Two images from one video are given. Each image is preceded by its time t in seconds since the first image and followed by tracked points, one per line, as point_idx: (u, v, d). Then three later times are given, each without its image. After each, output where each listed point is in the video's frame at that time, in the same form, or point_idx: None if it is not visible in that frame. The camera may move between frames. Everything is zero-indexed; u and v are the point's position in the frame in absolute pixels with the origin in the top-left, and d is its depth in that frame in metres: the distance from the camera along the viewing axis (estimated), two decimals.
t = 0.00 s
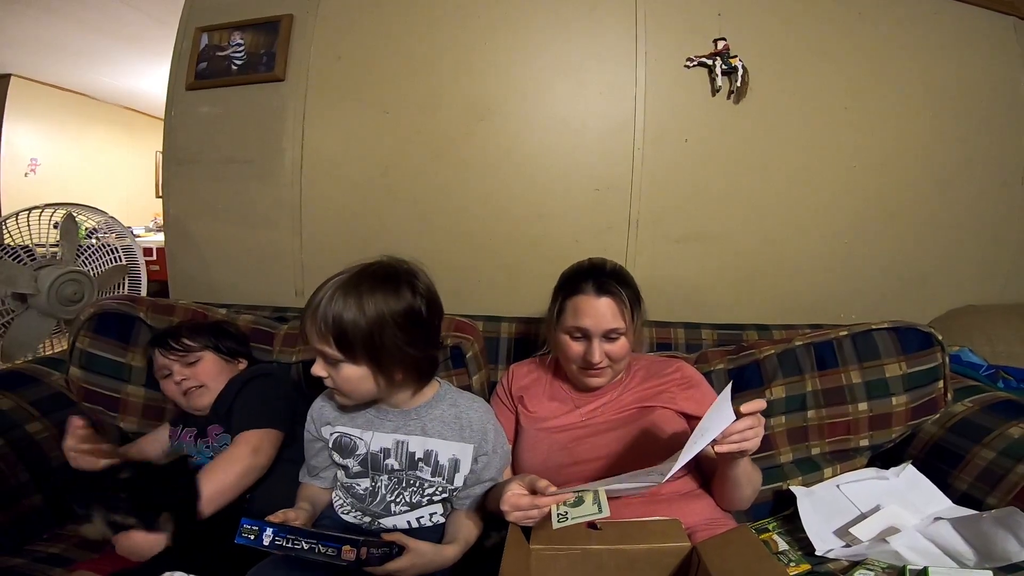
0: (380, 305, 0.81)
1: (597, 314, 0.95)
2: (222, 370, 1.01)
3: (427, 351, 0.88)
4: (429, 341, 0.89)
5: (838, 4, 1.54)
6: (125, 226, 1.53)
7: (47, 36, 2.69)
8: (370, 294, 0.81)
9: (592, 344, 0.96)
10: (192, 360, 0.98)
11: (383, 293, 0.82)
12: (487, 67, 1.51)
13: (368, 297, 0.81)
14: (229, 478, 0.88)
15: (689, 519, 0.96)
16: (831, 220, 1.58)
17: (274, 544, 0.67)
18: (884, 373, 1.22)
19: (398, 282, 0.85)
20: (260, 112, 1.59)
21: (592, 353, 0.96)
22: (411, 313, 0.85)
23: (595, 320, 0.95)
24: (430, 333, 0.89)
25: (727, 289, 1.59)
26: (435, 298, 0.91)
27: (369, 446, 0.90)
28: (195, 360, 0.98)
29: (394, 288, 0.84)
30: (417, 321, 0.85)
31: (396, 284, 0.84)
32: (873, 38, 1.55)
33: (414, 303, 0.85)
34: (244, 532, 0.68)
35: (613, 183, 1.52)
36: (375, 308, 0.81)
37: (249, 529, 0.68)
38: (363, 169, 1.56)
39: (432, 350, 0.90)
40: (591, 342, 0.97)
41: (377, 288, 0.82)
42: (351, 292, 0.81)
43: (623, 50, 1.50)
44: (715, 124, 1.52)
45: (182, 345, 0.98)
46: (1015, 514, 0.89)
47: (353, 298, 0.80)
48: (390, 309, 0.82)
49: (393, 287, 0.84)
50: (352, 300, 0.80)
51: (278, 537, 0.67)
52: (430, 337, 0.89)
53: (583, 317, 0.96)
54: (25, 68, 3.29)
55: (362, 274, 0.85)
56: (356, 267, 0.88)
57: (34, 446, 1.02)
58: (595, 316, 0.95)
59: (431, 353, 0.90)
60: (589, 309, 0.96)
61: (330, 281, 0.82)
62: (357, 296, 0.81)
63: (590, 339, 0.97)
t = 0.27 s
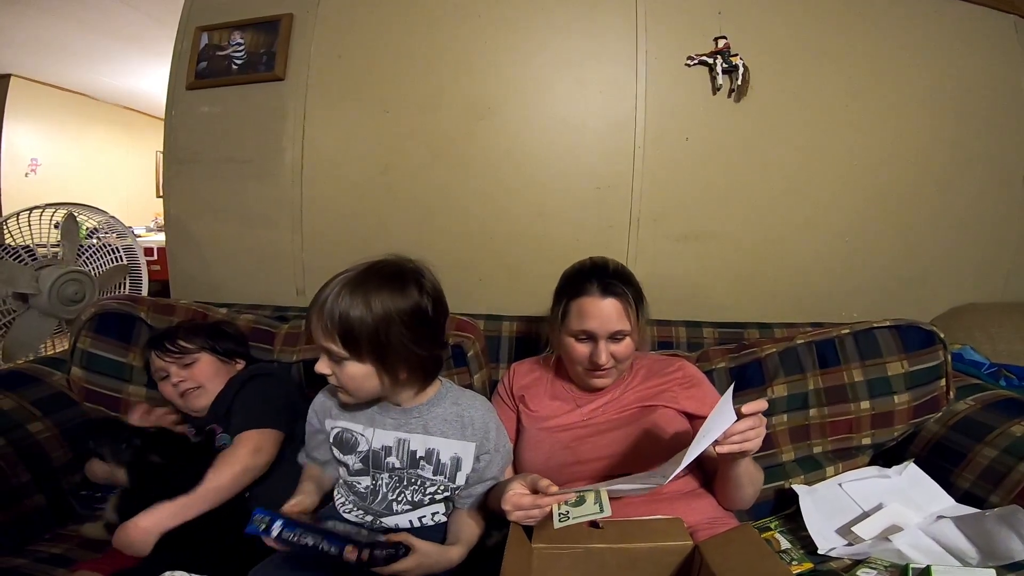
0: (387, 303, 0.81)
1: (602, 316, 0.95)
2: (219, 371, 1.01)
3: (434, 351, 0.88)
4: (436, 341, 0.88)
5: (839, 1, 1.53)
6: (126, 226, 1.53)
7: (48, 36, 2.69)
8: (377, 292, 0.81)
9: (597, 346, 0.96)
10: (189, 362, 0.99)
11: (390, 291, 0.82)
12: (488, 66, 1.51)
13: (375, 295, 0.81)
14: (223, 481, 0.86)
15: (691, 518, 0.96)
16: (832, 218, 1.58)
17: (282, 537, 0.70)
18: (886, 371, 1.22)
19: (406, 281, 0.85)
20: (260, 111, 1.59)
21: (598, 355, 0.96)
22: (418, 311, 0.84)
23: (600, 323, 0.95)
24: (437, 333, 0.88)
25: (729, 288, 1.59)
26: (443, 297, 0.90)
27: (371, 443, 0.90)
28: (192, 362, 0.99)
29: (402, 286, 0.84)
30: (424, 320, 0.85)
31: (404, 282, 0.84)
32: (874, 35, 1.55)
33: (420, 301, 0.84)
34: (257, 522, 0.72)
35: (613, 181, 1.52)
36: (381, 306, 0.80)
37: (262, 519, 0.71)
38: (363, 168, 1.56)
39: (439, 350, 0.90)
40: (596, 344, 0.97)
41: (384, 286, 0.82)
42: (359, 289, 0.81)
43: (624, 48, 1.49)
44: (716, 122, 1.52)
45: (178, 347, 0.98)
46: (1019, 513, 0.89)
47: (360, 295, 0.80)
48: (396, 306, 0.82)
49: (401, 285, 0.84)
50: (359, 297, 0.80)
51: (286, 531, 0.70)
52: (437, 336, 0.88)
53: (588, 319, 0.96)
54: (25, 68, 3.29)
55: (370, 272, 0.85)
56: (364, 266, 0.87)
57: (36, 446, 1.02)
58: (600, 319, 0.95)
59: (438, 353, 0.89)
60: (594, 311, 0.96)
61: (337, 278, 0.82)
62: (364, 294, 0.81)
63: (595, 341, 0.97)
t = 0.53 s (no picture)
0: (391, 309, 0.80)
1: (607, 311, 0.95)
2: (220, 368, 0.97)
3: (446, 353, 0.87)
4: (447, 343, 0.88)
5: None
6: (128, 225, 1.53)
7: (49, 36, 2.70)
8: (380, 299, 0.81)
9: (601, 341, 0.96)
10: (188, 361, 0.95)
11: (394, 296, 0.81)
12: (489, 63, 1.51)
13: (379, 302, 0.80)
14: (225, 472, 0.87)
15: (694, 515, 0.95)
16: (835, 215, 1.58)
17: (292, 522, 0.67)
18: (890, 367, 1.22)
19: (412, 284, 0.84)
20: (262, 110, 1.59)
21: (601, 351, 0.96)
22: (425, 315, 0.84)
23: (605, 318, 0.95)
24: (448, 335, 0.87)
25: (731, 285, 1.59)
26: (451, 298, 0.89)
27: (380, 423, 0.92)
28: (191, 361, 0.95)
29: (407, 291, 0.83)
30: (433, 324, 0.84)
31: (409, 287, 0.83)
32: (876, 32, 1.54)
33: (425, 305, 0.83)
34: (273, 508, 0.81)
35: (615, 178, 1.52)
36: (386, 313, 0.80)
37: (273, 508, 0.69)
38: (365, 167, 1.56)
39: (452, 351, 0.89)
40: (600, 339, 0.97)
41: (389, 291, 0.82)
42: (363, 297, 0.81)
43: (626, 46, 1.49)
44: (718, 119, 1.52)
45: (177, 347, 0.96)
46: None
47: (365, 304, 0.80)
48: (401, 313, 0.81)
49: (405, 289, 0.83)
50: (363, 306, 0.80)
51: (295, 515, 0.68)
52: (449, 338, 0.88)
53: (593, 314, 0.96)
54: (26, 68, 3.29)
55: (374, 276, 0.84)
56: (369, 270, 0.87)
57: (39, 444, 1.01)
58: (605, 313, 0.95)
59: (450, 356, 0.89)
60: (600, 305, 0.95)
61: (342, 286, 0.81)
62: (368, 302, 0.80)
63: (599, 337, 0.97)
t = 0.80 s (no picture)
0: (427, 304, 0.81)
1: (612, 312, 0.95)
2: (226, 367, 1.00)
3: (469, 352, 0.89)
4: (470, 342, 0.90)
5: None
6: (132, 225, 1.54)
7: (51, 36, 2.71)
8: (415, 294, 0.81)
9: (605, 341, 0.97)
10: (195, 361, 0.99)
11: (430, 292, 0.83)
12: (491, 62, 1.51)
13: (416, 296, 0.81)
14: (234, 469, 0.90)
15: (699, 513, 0.95)
16: (838, 213, 1.57)
17: (297, 525, 0.70)
18: (893, 366, 1.22)
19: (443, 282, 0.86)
20: (264, 110, 1.59)
21: (605, 350, 0.96)
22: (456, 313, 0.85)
23: (610, 318, 0.95)
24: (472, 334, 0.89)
25: (734, 282, 1.59)
26: (475, 298, 0.91)
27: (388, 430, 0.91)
28: (197, 361, 0.99)
29: (440, 288, 0.84)
30: (462, 322, 0.86)
31: (441, 284, 0.85)
32: (879, 29, 1.54)
33: (458, 302, 0.85)
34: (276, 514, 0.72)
35: (617, 177, 1.52)
36: (423, 308, 0.81)
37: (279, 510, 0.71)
38: (367, 166, 1.56)
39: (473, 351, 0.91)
40: (604, 339, 0.97)
41: (423, 287, 0.83)
42: (400, 291, 0.81)
43: (627, 44, 1.49)
44: (720, 117, 1.51)
45: (183, 348, 1.00)
46: None
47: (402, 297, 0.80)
48: (437, 308, 0.82)
49: (438, 287, 0.84)
50: (400, 300, 0.80)
51: (302, 519, 0.70)
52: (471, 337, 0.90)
53: (598, 314, 0.96)
54: (29, 68, 3.30)
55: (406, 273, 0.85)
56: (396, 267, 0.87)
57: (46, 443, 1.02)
58: (610, 314, 0.95)
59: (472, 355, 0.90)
60: (605, 306, 0.95)
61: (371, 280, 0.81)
62: (404, 296, 0.81)
63: (603, 336, 0.97)
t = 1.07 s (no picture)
0: (419, 319, 0.77)
1: (618, 309, 0.95)
2: (224, 367, 1.00)
3: (461, 369, 0.85)
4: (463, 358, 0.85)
5: None
6: (135, 224, 1.54)
7: (54, 36, 2.72)
8: (408, 306, 0.77)
9: (610, 338, 0.97)
10: (193, 361, 0.99)
11: (425, 306, 0.79)
12: (492, 60, 1.51)
13: (408, 310, 0.77)
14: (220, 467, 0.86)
15: (700, 510, 0.96)
16: (840, 209, 1.57)
17: (295, 524, 0.64)
18: (896, 363, 1.21)
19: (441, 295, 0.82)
20: (266, 109, 1.59)
21: (610, 347, 0.96)
22: (451, 329, 0.81)
23: (615, 315, 0.95)
24: (466, 351, 0.85)
25: (736, 279, 1.58)
26: (475, 313, 0.87)
27: (382, 434, 0.90)
28: (195, 361, 0.99)
29: (437, 301, 0.80)
30: (455, 338, 0.82)
31: (438, 297, 0.80)
32: (881, 26, 1.53)
33: (453, 319, 0.80)
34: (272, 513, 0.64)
35: (619, 174, 1.52)
36: (414, 323, 0.77)
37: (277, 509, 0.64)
38: (369, 165, 1.56)
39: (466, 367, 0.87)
40: (609, 335, 0.97)
41: (419, 300, 0.79)
42: (393, 302, 0.77)
43: (628, 42, 1.49)
44: (721, 115, 1.51)
45: (180, 348, 0.99)
46: None
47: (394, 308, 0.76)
48: (430, 324, 0.78)
49: (436, 300, 0.80)
50: (391, 312, 0.76)
51: (298, 517, 0.65)
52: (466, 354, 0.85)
53: (604, 311, 0.96)
54: (31, 68, 3.31)
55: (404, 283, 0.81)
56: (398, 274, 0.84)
57: (51, 441, 1.02)
58: (616, 311, 0.95)
59: (464, 371, 0.86)
60: (611, 302, 0.95)
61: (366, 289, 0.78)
62: (397, 308, 0.77)
63: (608, 333, 0.97)
